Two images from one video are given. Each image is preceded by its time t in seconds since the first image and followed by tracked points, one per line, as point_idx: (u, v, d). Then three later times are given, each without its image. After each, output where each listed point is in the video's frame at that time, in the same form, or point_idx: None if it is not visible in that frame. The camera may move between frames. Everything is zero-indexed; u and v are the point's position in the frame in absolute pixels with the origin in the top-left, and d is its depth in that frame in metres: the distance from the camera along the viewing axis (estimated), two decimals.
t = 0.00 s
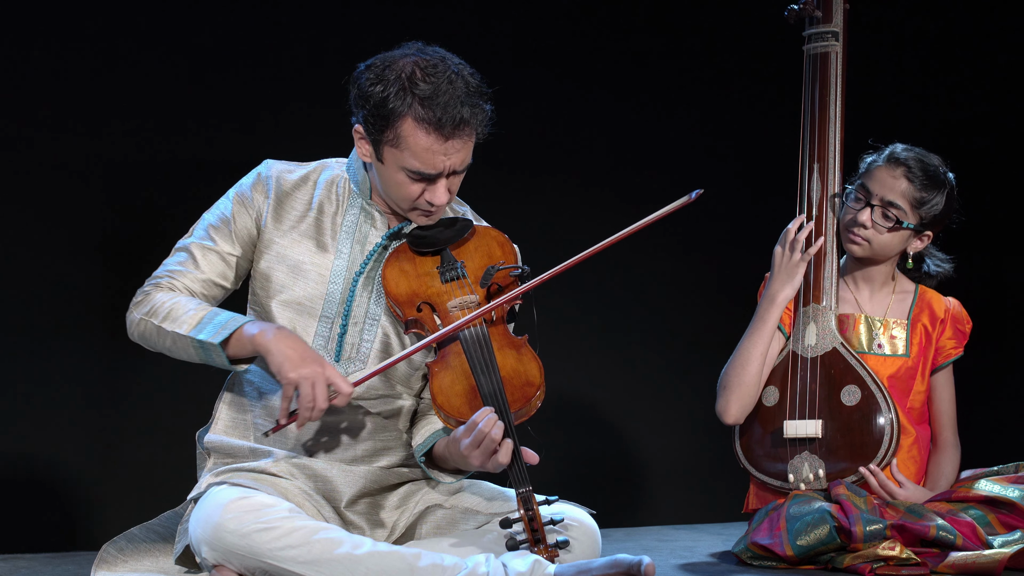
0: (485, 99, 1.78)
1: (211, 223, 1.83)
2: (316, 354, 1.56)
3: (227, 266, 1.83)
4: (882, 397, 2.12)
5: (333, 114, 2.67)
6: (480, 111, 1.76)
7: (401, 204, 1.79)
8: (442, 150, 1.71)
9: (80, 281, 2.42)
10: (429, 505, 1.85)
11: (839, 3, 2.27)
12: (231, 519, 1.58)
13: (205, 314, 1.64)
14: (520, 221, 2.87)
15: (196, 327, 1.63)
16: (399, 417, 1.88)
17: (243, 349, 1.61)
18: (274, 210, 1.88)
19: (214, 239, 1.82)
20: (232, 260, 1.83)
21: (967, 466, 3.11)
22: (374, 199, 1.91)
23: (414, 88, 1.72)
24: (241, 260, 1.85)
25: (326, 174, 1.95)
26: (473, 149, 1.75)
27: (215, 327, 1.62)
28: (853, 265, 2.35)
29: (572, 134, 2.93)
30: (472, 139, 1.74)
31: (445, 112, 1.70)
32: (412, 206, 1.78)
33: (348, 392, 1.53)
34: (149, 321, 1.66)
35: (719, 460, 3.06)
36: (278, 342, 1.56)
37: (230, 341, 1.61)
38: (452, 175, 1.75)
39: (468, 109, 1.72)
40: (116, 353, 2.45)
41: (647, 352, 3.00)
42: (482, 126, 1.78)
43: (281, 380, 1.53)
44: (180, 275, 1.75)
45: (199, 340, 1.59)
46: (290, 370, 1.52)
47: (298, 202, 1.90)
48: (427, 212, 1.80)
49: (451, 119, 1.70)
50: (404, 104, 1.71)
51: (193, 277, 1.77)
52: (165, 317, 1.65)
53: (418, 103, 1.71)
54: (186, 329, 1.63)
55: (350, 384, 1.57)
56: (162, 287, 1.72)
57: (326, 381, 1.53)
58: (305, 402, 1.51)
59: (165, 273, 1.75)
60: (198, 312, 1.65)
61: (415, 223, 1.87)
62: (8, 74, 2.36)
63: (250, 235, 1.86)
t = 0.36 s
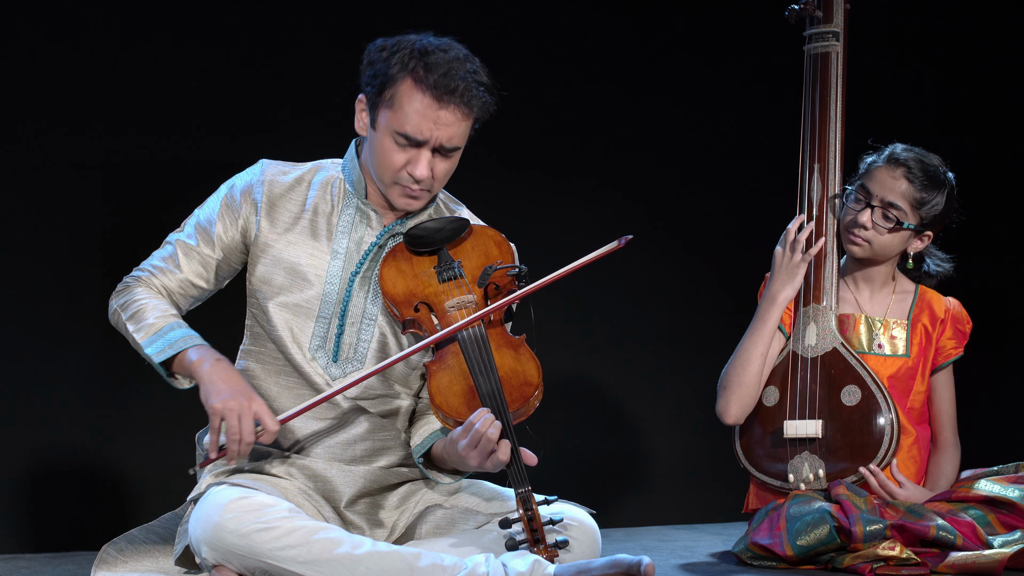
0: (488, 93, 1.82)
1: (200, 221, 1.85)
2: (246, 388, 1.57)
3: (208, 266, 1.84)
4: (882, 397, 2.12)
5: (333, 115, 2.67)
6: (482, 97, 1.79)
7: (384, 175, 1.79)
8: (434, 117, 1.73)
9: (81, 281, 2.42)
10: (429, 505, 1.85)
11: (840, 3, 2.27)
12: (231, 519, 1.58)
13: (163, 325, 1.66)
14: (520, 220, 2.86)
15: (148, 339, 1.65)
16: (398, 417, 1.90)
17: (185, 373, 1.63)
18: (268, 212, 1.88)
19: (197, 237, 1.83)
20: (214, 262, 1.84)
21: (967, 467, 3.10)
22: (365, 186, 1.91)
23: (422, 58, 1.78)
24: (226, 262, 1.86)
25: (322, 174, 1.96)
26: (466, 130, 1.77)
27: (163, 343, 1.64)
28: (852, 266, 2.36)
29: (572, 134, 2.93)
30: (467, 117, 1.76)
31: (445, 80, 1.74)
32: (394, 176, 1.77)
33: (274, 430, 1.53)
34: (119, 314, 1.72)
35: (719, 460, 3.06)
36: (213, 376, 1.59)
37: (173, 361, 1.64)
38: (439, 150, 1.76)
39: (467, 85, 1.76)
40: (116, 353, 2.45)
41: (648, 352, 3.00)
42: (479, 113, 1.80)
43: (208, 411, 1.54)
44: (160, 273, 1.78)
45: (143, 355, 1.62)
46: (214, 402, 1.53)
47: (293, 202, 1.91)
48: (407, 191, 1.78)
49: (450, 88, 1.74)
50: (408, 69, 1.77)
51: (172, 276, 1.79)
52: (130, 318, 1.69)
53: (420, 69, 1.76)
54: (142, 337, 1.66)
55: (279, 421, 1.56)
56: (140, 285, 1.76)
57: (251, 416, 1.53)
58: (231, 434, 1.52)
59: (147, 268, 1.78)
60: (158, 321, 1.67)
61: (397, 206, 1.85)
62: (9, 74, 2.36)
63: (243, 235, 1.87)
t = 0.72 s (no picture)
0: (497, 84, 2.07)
1: (195, 220, 1.86)
2: (207, 410, 1.58)
3: (201, 265, 1.84)
4: (881, 397, 2.12)
5: (333, 115, 2.67)
6: (494, 76, 2.04)
7: (393, 114, 1.89)
8: (451, 67, 1.95)
9: (81, 281, 2.42)
10: (429, 505, 1.85)
11: (839, 3, 2.27)
12: (231, 519, 1.58)
13: (140, 333, 1.68)
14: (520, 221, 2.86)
15: (122, 347, 1.67)
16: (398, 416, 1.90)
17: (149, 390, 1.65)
18: (264, 212, 1.88)
19: (191, 236, 1.84)
20: (207, 260, 1.85)
21: (967, 467, 3.10)
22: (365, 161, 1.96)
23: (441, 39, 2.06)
24: (219, 262, 1.87)
25: (320, 174, 1.96)
26: (478, 89, 1.98)
27: (134, 355, 1.65)
28: (853, 266, 2.35)
29: (572, 135, 2.93)
30: (478, 78, 1.98)
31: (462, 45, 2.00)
32: (405, 113, 1.89)
33: (229, 453, 1.54)
34: (106, 310, 1.75)
35: (719, 460, 3.06)
36: (175, 396, 1.60)
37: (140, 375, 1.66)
38: (453, 95, 1.93)
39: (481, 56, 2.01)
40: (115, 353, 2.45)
41: (648, 352, 3.00)
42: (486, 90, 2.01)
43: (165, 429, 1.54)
44: (153, 271, 1.80)
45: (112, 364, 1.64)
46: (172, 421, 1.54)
47: (289, 201, 1.91)
48: (414, 128, 1.88)
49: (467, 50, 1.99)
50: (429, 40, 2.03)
51: (165, 274, 1.80)
52: (113, 319, 1.72)
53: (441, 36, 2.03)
54: (117, 342, 1.68)
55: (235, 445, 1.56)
56: (132, 283, 1.77)
57: (209, 437, 1.53)
58: (187, 454, 1.52)
59: (142, 265, 1.80)
60: (136, 329, 1.69)
61: (396, 154, 1.89)
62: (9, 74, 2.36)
63: (239, 234, 1.88)
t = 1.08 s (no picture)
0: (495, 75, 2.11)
1: (196, 221, 1.86)
2: (179, 429, 1.57)
3: (201, 266, 1.84)
4: (881, 397, 2.12)
5: (333, 114, 2.67)
6: (494, 68, 2.08)
7: (410, 113, 1.90)
8: (459, 62, 1.96)
9: (80, 281, 2.42)
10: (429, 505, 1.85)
11: (837, 3, 2.26)
12: (231, 519, 1.58)
13: (123, 347, 1.68)
14: (520, 220, 2.86)
15: (104, 358, 1.67)
16: (399, 417, 1.89)
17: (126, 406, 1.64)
18: (266, 213, 1.88)
19: (192, 236, 1.84)
20: (207, 261, 1.85)
21: (967, 467, 3.10)
22: (375, 159, 1.96)
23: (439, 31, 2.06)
24: (219, 262, 1.87)
25: (322, 173, 1.96)
26: (486, 83, 2.01)
27: (115, 368, 1.65)
28: (852, 267, 2.36)
29: (572, 134, 2.93)
30: (485, 70, 2.00)
31: (464, 38, 2.02)
32: (422, 112, 1.90)
33: (200, 473, 1.52)
34: (102, 312, 1.75)
35: (719, 460, 3.06)
36: (149, 415, 1.60)
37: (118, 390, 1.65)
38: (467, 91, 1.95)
39: (483, 48, 2.03)
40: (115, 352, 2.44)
41: (647, 352, 3.00)
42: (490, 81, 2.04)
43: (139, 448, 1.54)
44: (155, 272, 1.80)
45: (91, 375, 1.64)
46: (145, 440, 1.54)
47: (291, 201, 1.90)
48: (437, 125, 1.90)
49: (470, 43, 2.01)
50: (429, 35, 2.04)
51: (165, 275, 1.80)
52: (104, 325, 1.71)
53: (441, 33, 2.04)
54: (102, 350, 1.68)
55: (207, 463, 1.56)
56: (132, 285, 1.77)
57: (181, 455, 1.53)
58: (159, 472, 1.52)
59: (142, 267, 1.80)
60: (124, 340, 1.69)
61: (415, 152, 1.90)
62: (9, 73, 2.36)
63: (241, 235, 1.88)
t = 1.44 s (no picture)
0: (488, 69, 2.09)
1: (197, 222, 1.86)
2: (207, 415, 1.58)
3: (203, 266, 1.84)
4: (881, 396, 2.12)
5: (332, 114, 2.67)
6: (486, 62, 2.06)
7: (404, 114, 1.90)
8: (449, 59, 1.95)
9: (79, 281, 2.42)
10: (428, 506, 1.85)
11: (834, 3, 2.26)
12: (231, 519, 1.58)
13: (138, 341, 1.68)
14: (520, 220, 2.86)
15: (121, 354, 1.66)
16: (400, 417, 1.89)
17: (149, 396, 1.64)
18: (266, 213, 1.88)
19: (193, 237, 1.84)
20: (209, 261, 1.85)
21: (967, 466, 3.11)
22: (372, 160, 1.96)
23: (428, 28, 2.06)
24: (219, 263, 1.87)
25: (322, 173, 1.97)
26: (479, 78, 2.00)
27: (134, 361, 1.65)
28: (851, 267, 2.36)
29: (571, 134, 2.93)
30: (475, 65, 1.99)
31: (453, 33, 2.01)
32: (415, 113, 1.90)
33: (230, 458, 1.53)
34: (108, 314, 1.74)
35: (719, 460, 3.06)
36: (174, 402, 1.60)
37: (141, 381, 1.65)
38: (459, 88, 1.94)
39: (472, 41, 2.03)
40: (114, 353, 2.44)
41: (647, 351, 3.00)
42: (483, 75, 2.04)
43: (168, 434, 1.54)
44: (156, 273, 1.79)
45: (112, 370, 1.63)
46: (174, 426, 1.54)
47: (291, 201, 1.90)
48: (430, 124, 1.89)
49: (459, 38, 2.00)
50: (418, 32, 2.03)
51: (167, 276, 1.80)
52: (114, 324, 1.71)
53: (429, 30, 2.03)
54: (117, 347, 1.68)
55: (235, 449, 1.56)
56: (134, 286, 1.77)
57: (210, 442, 1.53)
58: (188, 458, 1.52)
59: (143, 268, 1.80)
60: (136, 336, 1.68)
61: (412, 153, 1.90)
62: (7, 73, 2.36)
63: (241, 235, 1.88)
